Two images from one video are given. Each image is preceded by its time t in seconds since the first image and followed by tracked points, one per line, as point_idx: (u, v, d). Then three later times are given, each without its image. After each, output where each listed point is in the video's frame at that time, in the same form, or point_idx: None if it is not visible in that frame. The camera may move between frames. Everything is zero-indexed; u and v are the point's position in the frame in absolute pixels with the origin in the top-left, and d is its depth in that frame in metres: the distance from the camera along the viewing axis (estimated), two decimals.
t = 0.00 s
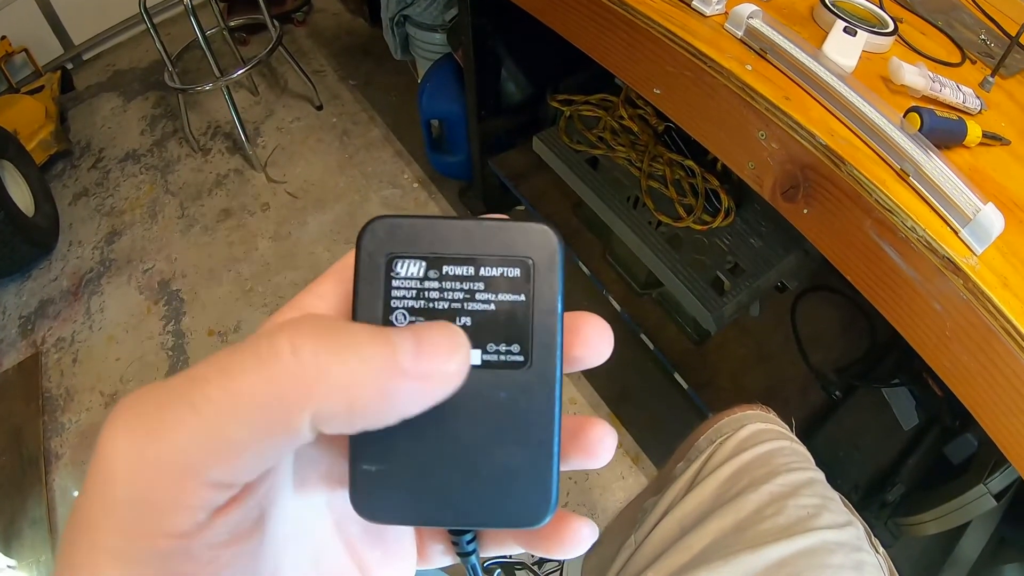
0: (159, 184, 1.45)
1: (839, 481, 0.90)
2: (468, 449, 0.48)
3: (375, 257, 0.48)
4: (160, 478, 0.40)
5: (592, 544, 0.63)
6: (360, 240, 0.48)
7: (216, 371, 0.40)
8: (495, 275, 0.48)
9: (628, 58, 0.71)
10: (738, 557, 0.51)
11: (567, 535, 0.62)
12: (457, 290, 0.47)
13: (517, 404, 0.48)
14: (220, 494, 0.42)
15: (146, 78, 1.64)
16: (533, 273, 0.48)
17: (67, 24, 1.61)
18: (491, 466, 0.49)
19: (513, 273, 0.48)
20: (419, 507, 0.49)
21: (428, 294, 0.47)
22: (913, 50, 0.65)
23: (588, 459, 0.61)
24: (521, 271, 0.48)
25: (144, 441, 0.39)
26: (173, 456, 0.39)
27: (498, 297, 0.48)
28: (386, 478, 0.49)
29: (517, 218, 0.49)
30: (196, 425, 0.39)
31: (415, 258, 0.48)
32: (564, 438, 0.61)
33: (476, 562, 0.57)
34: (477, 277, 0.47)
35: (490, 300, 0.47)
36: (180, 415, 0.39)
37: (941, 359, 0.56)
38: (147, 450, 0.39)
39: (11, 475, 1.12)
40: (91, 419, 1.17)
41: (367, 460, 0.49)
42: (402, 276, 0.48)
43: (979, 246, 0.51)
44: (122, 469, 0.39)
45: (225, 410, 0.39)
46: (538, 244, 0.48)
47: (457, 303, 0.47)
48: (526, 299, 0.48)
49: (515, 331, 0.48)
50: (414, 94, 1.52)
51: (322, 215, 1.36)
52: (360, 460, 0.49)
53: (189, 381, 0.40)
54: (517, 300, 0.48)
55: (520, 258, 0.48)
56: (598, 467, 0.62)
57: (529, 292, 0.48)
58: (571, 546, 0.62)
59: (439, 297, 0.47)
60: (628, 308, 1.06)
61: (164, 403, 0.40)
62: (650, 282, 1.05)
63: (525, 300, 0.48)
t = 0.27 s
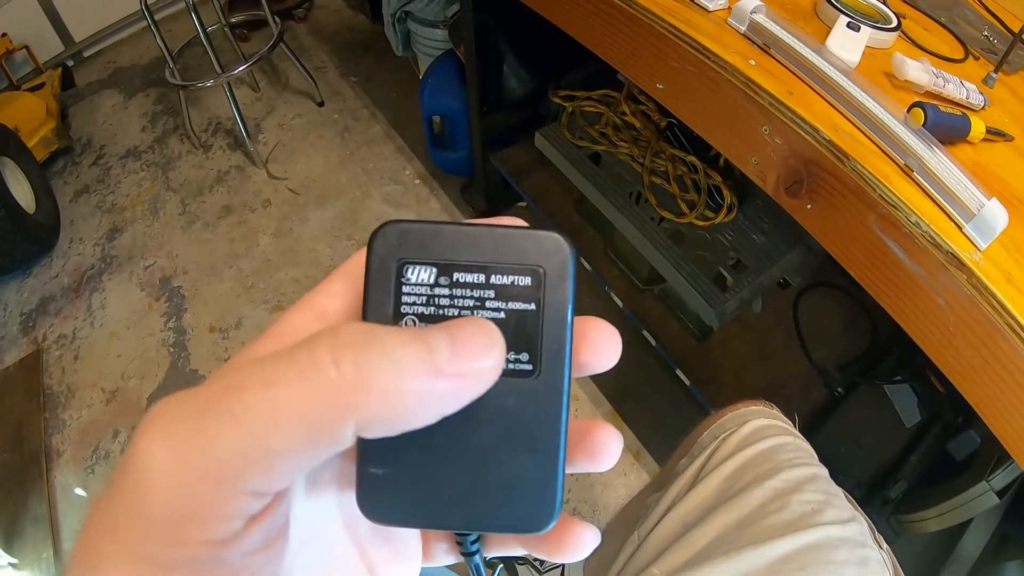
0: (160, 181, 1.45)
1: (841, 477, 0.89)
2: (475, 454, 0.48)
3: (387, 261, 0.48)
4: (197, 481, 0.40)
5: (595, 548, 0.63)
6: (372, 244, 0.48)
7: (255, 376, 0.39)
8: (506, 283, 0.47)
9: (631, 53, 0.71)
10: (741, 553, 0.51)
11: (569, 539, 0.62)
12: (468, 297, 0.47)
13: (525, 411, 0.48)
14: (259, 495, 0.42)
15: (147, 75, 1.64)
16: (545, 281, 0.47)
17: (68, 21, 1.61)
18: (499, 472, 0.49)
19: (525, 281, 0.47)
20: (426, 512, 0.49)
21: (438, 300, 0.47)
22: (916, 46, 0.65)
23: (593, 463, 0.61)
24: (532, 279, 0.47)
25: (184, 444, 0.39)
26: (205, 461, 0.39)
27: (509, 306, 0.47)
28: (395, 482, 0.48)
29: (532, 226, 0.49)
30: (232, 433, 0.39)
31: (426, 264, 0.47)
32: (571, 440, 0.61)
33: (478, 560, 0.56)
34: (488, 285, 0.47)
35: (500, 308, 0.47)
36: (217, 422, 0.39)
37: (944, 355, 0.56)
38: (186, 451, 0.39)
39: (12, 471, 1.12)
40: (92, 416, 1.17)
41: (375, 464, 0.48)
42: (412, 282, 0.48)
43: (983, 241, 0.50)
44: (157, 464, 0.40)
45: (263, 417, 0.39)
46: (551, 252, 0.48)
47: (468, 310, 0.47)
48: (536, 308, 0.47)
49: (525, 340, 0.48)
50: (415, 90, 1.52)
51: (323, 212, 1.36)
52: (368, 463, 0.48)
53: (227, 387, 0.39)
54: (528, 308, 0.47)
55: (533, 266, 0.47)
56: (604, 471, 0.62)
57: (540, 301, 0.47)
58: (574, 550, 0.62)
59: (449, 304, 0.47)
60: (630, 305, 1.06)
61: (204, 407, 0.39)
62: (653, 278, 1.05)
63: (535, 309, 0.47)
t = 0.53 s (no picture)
0: (161, 178, 1.45)
1: (842, 474, 0.90)
2: (473, 452, 0.48)
3: (383, 261, 0.48)
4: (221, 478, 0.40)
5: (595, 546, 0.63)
6: (369, 245, 0.48)
7: (278, 373, 0.39)
8: (503, 282, 0.47)
9: (634, 49, 0.71)
10: (744, 548, 0.51)
11: (570, 537, 0.62)
12: (465, 296, 0.47)
13: (523, 411, 0.48)
14: (282, 489, 0.42)
15: (148, 72, 1.64)
16: (542, 280, 0.47)
17: (70, 18, 1.61)
18: (496, 470, 0.48)
19: (521, 280, 0.47)
20: (424, 509, 0.49)
21: (435, 299, 0.47)
22: (918, 43, 0.64)
23: (595, 460, 0.61)
24: (529, 278, 0.47)
25: (208, 443, 0.39)
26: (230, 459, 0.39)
27: (506, 305, 0.47)
28: (393, 480, 0.49)
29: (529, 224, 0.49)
30: (258, 431, 0.39)
31: (422, 264, 0.48)
32: (572, 439, 0.61)
33: (482, 557, 0.56)
34: (485, 284, 0.47)
35: (497, 307, 0.47)
36: (240, 420, 0.39)
37: (946, 352, 0.56)
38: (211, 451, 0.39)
39: (13, 468, 1.12)
40: (94, 412, 1.17)
41: (374, 461, 0.48)
42: (410, 282, 0.48)
43: (985, 238, 0.50)
44: (181, 464, 0.39)
45: (289, 413, 0.38)
46: (548, 251, 0.48)
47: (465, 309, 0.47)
48: (534, 307, 0.47)
49: (522, 339, 0.48)
50: (417, 87, 1.52)
51: (325, 208, 1.36)
52: (366, 461, 0.48)
53: (250, 383, 0.39)
54: (525, 308, 0.47)
55: (529, 265, 0.47)
56: (606, 468, 0.62)
57: (537, 300, 0.47)
58: (575, 548, 0.62)
59: (446, 303, 0.47)
60: (632, 301, 1.06)
61: (227, 404, 0.39)
62: (655, 274, 1.04)
63: (533, 308, 0.47)
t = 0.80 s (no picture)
0: (162, 175, 1.45)
1: (842, 472, 0.90)
2: (469, 450, 0.48)
3: (381, 260, 0.48)
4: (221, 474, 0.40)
5: (589, 549, 0.63)
6: (368, 243, 0.48)
7: (280, 372, 0.39)
8: (500, 281, 0.47)
9: (636, 48, 0.71)
10: (746, 545, 0.51)
11: (563, 540, 0.62)
12: (462, 295, 0.47)
13: (522, 410, 0.48)
14: (282, 487, 0.42)
15: (149, 69, 1.64)
16: (539, 280, 0.47)
17: (72, 15, 1.61)
18: (494, 470, 0.48)
19: (518, 279, 0.47)
20: (420, 507, 0.49)
21: (432, 298, 0.48)
22: (921, 41, 0.64)
23: (594, 459, 0.61)
24: (526, 278, 0.47)
25: (209, 440, 0.39)
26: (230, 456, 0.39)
27: (503, 304, 0.47)
28: (389, 477, 0.49)
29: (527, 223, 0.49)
30: (261, 429, 0.39)
31: (420, 262, 0.48)
32: (571, 438, 0.61)
33: (479, 555, 0.56)
34: (482, 283, 0.47)
35: (494, 306, 0.47)
36: (242, 418, 0.39)
37: (947, 350, 0.56)
38: (211, 448, 0.39)
39: (15, 465, 1.12)
40: (95, 410, 1.17)
41: (370, 459, 0.49)
42: (407, 280, 0.48)
43: (987, 237, 0.50)
44: (182, 461, 0.39)
45: (290, 413, 0.39)
46: (546, 250, 0.47)
47: (461, 308, 0.47)
48: (531, 306, 0.47)
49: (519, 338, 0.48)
50: (418, 84, 1.52)
51: (326, 205, 1.36)
52: (363, 458, 0.49)
53: (252, 381, 0.39)
54: (522, 307, 0.47)
55: (527, 264, 0.47)
56: (604, 468, 0.62)
57: (534, 299, 0.47)
58: (568, 551, 0.62)
59: (443, 302, 0.47)
60: (633, 299, 1.06)
61: (230, 401, 0.39)
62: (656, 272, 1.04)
63: (530, 307, 0.47)
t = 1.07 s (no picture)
0: (163, 174, 1.45)
1: (843, 471, 0.90)
2: (473, 450, 0.48)
3: (387, 262, 0.48)
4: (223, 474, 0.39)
5: (592, 552, 0.63)
6: (374, 243, 0.48)
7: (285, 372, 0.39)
8: (507, 283, 0.47)
9: (637, 47, 0.71)
10: (747, 544, 0.51)
11: (566, 543, 0.62)
12: (468, 297, 0.47)
13: (526, 411, 0.48)
14: (283, 488, 0.42)
15: (150, 68, 1.64)
16: (546, 282, 0.47)
17: (72, 14, 1.61)
18: (497, 471, 0.48)
19: (525, 282, 0.47)
20: (424, 507, 0.49)
21: (438, 300, 0.48)
22: (922, 40, 0.64)
23: (599, 462, 0.61)
24: (533, 280, 0.47)
25: (212, 441, 0.39)
26: (233, 456, 0.39)
27: (510, 306, 0.47)
28: (394, 478, 0.49)
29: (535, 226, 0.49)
30: (264, 428, 0.39)
31: (426, 264, 0.48)
32: (576, 440, 0.61)
33: (483, 556, 0.56)
34: (489, 285, 0.47)
35: (501, 309, 0.47)
36: (245, 418, 0.39)
37: (948, 349, 0.56)
38: (214, 448, 0.39)
39: (16, 463, 1.12)
40: (96, 408, 1.17)
41: (376, 460, 0.49)
42: (413, 282, 0.48)
43: (987, 236, 0.50)
44: (182, 461, 0.39)
45: (293, 413, 0.39)
46: (553, 253, 0.47)
47: (468, 310, 0.47)
48: (537, 309, 0.47)
49: (525, 341, 0.48)
50: (419, 82, 1.52)
51: (327, 204, 1.36)
52: (368, 460, 0.49)
53: (255, 382, 0.39)
54: (529, 309, 0.47)
55: (533, 267, 0.47)
56: (610, 471, 0.62)
57: (541, 302, 0.47)
58: (571, 554, 0.62)
59: (449, 304, 0.48)
60: (634, 298, 1.06)
61: (232, 402, 0.39)
62: (657, 271, 1.04)
63: (537, 310, 0.47)
